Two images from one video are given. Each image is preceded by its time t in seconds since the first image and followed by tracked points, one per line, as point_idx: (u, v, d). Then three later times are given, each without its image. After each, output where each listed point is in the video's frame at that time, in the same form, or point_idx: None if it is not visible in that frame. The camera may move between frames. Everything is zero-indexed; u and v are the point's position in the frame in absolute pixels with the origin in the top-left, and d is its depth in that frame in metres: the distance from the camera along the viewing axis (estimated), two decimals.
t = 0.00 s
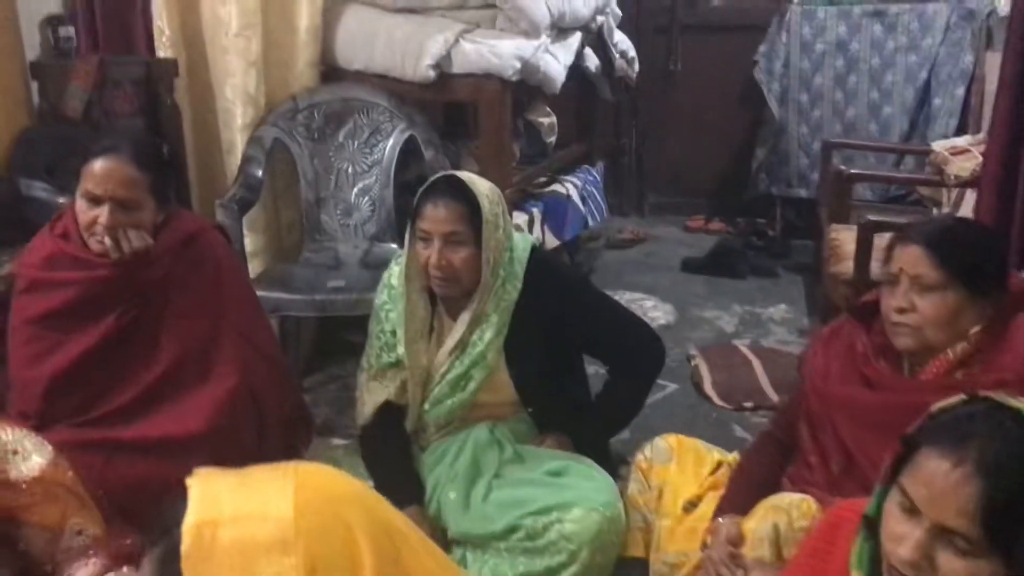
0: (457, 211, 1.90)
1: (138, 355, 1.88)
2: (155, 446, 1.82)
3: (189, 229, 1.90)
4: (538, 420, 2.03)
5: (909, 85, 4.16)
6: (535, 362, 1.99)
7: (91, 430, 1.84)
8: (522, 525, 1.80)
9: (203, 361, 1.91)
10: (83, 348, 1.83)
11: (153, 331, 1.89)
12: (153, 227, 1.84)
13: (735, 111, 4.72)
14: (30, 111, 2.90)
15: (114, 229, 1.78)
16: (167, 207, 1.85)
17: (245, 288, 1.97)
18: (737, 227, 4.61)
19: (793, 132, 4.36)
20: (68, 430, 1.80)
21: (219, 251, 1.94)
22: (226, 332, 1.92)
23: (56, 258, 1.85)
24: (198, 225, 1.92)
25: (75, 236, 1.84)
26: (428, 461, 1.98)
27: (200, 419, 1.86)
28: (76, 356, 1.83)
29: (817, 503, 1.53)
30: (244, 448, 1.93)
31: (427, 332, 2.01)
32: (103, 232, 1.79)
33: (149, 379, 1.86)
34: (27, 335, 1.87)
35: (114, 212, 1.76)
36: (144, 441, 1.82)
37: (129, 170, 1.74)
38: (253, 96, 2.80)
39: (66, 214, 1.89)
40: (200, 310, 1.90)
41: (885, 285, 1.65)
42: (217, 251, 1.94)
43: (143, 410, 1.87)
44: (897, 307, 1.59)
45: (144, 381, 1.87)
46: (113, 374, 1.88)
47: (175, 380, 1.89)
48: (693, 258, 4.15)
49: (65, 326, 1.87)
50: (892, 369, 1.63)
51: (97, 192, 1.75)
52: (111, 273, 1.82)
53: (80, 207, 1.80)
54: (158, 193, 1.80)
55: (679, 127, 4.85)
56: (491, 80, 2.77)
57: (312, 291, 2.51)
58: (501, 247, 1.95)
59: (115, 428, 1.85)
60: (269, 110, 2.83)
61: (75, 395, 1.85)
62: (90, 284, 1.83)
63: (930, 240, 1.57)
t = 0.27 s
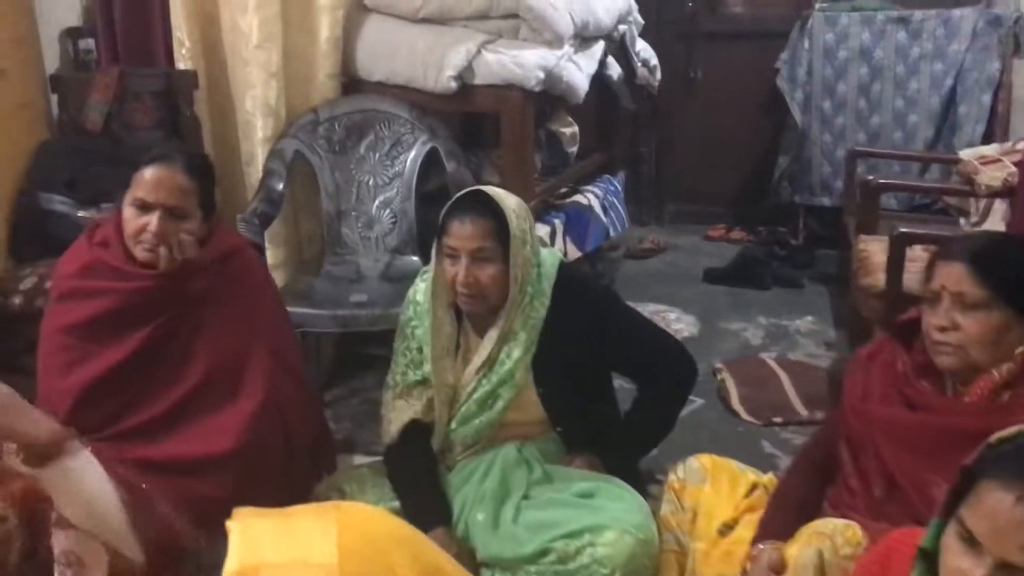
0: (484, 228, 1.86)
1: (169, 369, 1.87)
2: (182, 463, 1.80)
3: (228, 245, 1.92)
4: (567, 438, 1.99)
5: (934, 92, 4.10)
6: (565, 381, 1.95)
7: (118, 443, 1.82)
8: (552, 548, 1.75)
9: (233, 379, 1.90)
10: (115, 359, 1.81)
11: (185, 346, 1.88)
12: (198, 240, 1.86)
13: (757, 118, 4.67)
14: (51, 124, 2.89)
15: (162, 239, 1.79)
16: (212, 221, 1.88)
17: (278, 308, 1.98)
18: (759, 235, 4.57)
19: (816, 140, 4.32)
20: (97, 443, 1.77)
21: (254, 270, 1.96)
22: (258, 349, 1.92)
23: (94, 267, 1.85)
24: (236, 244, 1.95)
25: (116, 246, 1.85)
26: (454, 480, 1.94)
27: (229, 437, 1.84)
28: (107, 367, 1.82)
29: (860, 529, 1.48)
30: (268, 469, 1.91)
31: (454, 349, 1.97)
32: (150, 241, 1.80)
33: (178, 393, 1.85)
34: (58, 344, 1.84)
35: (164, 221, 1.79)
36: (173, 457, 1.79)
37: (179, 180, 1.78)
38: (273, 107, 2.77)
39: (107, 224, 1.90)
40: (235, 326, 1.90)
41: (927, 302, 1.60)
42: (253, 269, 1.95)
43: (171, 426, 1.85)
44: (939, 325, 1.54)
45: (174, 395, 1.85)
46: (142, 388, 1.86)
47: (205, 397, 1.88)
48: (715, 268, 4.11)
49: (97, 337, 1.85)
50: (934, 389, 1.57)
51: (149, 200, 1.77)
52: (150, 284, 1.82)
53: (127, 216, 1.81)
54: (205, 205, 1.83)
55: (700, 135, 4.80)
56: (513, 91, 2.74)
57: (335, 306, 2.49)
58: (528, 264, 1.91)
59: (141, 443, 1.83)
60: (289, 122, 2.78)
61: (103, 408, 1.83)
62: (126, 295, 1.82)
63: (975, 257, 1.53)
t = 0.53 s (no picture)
0: (530, 236, 1.83)
1: (227, 372, 1.87)
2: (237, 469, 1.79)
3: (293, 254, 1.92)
4: (613, 448, 1.96)
5: (981, 94, 4.02)
6: (612, 390, 1.92)
7: (173, 443, 1.81)
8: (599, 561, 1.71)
9: (289, 386, 1.90)
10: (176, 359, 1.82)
11: (243, 351, 1.88)
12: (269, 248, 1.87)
13: (797, 120, 4.61)
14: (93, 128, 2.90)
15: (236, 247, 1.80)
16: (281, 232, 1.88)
17: (335, 318, 1.98)
18: (799, 239, 4.50)
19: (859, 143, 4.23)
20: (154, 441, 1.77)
21: (315, 279, 1.97)
22: (315, 358, 1.92)
23: (159, 266, 1.85)
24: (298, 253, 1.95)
25: (183, 247, 1.85)
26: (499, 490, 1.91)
27: (283, 445, 1.84)
28: (167, 365, 1.82)
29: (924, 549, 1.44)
30: (317, 476, 1.91)
31: (499, 357, 1.94)
32: (223, 248, 1.81)
33: (235, 396, 1.85)
34: (118, 339, 1.85)
35: (241, 230, 1.80)
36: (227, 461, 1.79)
37: (258, 192, 1.79)
38: (314, 111, 2.76)
39: (173, 224, 1.90)
40: (294, 333, 1.90)
41: (989, 312, 1.55)
42: (314, 279, 1.96)
43: (226, 429, 1.85)
44: (1003, 337, 1.49)
45: (231, 398, 1.85)
46: (199, 389, 1.86)
47: (259, 403, 1.88)
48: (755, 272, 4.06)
49: (157, 335, 1.85)
50: (998, 405, 1.52)
51: (226, 209, 1.77)
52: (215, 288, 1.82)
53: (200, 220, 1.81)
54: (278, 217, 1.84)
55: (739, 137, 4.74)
56: (555, 93, 2.71)
57: (377, 312, 2.48)
58: (576, 272, 1.88)
59: (195, 443, 1.83)
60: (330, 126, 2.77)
61: (161, 406, 1.83)
62: (190, 296, 1.83)
63: None
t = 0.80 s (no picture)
0: (597, 235, 1.81)
1: (300, 368, 1.89)
2: (310, 464, 1.81)
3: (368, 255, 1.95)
4: (681, 451, 1.93)
5: None
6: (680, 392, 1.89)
7: (247, 436, 1.83)
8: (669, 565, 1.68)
9: (361, 385, 1.91)
10: (252, 353, 1.84)
11: (317, 347, 1.90)
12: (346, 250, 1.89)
13: (862, 115, 4.53)
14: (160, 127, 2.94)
15: (316, 247, 1.82)
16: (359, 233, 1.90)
17: (406, 318, 1.99)
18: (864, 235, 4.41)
19: (927, 135, 4.11)
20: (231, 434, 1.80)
21: (388, 280, 1.98)
22: (387, 358, 1.93)
23: (238, 262, 1.88)
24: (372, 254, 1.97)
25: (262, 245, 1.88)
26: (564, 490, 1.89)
27: (354, 443, 1.85)
28: (244, 359, 1.84)
29: (1012, 561, 1.40)
30: (386, 475, 1.91)
31: (564, 357, 1.92)
32: (303, 248, 1.83)
33: (309, 391, 1.86)
34: (196, 332, 1.88)
35: (322, 231, 1.82)
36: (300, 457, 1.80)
37: (340, 194, 1.81)
38: (376, 108, 2.76)
39: (252, 222, 1.93)
40: (367, 332, 1.92)
41: None
42: (387, 280, 1.97)
43: (298, 425, 1.87)
44: None
45: (304, 394, 1.87)
46: (274, 384, 1.88)
47: (332, 400, 1.89)
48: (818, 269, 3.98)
49: (234, 329, 1.88)
50: None
51: (308, 210, 1.80)
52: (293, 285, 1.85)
53: (281, 220, 1.84)
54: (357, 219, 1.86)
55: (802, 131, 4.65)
56: (618, 88, 2.67)
57: (439, 308, 2.48)
58: (644, 272, 1.85)
59: (269, 438, 1.84)
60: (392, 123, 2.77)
61: (236, 399, 1.85)
62: (268, 292, 1.86)
63: None
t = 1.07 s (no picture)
0: (681, 232, 1.78)
1: (380, 362, 1.91)
2: (391, 458, 1.82)
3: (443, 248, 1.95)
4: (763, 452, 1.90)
5: None
6: (762, 391, 1.87)
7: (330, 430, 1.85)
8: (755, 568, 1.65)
9: (440, 379, 1.91)
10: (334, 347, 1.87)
11: (396, 341, 1.91)
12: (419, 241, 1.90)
13: (945, 103, 4.39)
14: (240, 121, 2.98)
15: (390, 239, 1.83)
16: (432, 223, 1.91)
17: (482, 312, 1.99)
18: (946, 228, 4.28)
19: (1016, 126, 3.96)
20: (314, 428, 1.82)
21: (464, 273, 1.98)
22: (465, 352, 1.93)
23: (317, 258, 1.91)
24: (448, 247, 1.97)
25: (340, 240, 1.90)
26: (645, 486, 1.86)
27: (435, 436, 1.86)
28: (325, 354, 1.87)
29: None
30: (466, 469, 1.91)
31: (645, 354, 1.90)
32: (377, 241, 1.84)
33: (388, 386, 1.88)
34: (278, 329, 1.91)
35: (394, 222, 1.83)
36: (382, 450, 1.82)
37: (409, 183, 1.82)
38: (453, 101, 2.75)
39: (330, 218, 1.95)
40: (445, 325, 1.92)
41: None
42: (462, 273, 1.97)
43: (379, 419, 1.88)
44: None
45: (384, 388, 1.88)
46: (355, 378, 1.90)
47: (412, 394, 1.90)
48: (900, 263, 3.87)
49: (316, 325, 1.91)
50: None
51: (381, 201, 1.81)
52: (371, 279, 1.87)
53: (356, 213, 1.86)
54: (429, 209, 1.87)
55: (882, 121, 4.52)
56: (698, 80, 2.64)
57: (516, 303, 2.47)
58: (729, 268, 1.82)
59: (351, 432, 1.86)
60: (468, 116, 2.77)
61: (319, 394, 1.88)
62: (347, 287, 1.88)
63: None
